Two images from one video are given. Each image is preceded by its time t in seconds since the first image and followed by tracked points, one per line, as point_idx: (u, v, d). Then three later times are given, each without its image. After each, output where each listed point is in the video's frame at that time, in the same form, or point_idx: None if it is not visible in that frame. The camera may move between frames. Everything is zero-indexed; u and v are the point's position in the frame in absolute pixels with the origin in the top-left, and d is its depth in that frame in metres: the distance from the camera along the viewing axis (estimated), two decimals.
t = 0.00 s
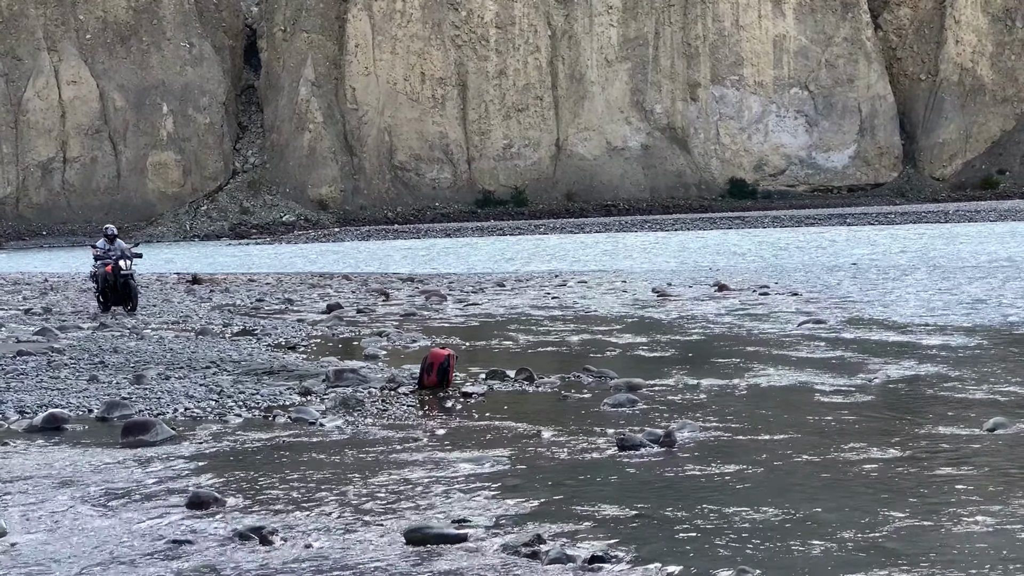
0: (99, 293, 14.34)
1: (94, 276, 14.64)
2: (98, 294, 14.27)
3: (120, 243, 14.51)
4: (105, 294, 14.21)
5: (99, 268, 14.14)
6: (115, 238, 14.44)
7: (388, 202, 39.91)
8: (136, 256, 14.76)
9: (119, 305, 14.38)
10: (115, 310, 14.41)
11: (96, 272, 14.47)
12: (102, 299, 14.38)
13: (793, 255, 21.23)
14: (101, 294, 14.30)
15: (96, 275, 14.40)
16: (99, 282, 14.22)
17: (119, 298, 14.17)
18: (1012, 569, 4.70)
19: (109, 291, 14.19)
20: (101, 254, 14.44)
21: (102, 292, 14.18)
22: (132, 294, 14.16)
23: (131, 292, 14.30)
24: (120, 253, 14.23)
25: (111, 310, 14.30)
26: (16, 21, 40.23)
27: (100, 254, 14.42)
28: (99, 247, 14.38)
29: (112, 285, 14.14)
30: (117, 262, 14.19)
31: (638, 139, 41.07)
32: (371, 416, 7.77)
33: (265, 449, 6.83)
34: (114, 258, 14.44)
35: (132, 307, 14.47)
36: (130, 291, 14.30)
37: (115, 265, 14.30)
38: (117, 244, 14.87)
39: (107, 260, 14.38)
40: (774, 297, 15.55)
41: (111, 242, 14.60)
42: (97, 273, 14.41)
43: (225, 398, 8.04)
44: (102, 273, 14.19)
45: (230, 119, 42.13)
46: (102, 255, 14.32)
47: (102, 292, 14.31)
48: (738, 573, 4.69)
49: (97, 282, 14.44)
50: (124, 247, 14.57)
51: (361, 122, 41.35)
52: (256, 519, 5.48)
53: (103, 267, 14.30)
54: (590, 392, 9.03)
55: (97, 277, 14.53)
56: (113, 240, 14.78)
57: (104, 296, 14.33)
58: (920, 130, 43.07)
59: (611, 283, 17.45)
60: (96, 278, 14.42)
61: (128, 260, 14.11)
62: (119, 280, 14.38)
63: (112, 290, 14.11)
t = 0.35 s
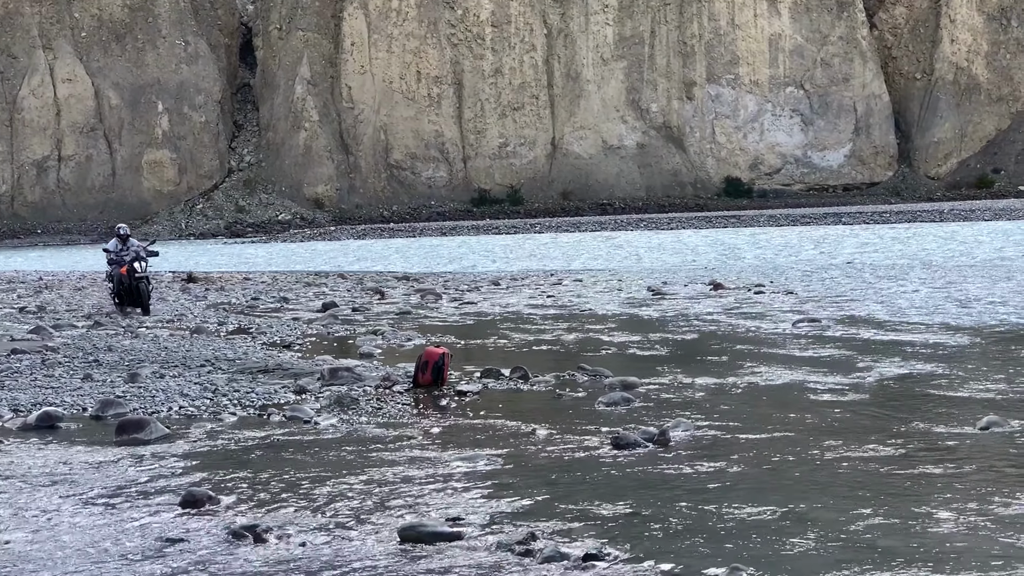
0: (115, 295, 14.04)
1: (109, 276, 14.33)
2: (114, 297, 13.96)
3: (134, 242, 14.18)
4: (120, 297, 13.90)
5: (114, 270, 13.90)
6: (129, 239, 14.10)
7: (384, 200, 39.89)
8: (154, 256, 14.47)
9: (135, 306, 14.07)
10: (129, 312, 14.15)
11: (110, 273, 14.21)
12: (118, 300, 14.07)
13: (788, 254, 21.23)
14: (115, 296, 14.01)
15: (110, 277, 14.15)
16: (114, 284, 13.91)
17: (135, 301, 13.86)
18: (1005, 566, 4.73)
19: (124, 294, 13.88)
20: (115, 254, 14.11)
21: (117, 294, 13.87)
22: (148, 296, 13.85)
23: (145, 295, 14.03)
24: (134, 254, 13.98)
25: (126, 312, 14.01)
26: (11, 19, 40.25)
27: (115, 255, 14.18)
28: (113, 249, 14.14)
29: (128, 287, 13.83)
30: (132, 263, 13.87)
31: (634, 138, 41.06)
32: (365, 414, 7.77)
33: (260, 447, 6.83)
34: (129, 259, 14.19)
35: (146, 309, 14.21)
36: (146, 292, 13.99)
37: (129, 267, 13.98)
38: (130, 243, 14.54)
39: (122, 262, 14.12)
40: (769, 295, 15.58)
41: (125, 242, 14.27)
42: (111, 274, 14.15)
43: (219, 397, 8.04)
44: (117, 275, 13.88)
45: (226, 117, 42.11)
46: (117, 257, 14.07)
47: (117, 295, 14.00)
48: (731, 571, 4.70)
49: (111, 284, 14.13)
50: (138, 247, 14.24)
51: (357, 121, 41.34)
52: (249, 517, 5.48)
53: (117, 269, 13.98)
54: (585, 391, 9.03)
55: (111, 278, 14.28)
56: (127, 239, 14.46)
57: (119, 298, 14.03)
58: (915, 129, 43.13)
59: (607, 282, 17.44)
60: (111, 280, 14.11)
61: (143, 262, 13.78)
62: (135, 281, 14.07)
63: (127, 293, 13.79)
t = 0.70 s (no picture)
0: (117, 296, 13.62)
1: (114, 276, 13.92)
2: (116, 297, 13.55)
3: (139, 240, 13.75)
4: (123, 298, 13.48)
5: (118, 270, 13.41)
6: (134, 236, 13.66)
7: (371, 200, 39.88)
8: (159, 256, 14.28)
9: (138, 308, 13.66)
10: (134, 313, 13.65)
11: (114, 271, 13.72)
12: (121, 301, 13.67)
13: (774, 254, 21.29)
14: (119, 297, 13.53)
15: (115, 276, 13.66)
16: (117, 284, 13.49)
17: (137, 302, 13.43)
18: (986, 565, 4.77)
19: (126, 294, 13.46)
20: (119, 253, 13.70)
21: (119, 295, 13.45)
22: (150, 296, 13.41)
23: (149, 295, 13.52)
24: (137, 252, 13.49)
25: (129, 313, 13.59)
26: None
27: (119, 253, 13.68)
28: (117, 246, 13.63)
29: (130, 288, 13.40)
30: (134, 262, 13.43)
31: (621, 138, 41.11)
32: (351, 414, 7.78)
33: (246, 447, 6.84)
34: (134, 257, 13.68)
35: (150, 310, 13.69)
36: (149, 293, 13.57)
37: (132, 266, 13.55)
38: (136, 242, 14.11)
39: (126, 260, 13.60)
40: (755, 295, 15.64)
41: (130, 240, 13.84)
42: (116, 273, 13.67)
43: (206, 396, 8.05)
44: (119, 274, 13.45)
45: (213, 117, 42.03)
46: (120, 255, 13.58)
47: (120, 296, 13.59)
48: (716, 570, 4.73)
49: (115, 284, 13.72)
50: (143, 245, 13.82)
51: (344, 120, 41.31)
52: (234, 517, 5.48)
53: (121, 268, 13.56)
54: (571, 390, 9.06)
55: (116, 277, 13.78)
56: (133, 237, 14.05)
57: (122, 299, 13.62)
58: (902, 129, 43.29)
59: (594, 281, 17.48)
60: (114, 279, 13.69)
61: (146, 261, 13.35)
62: (138, 282, 13.65)
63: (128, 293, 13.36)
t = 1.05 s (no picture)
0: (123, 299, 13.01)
1: (120, 278, 13.33)
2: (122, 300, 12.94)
3: (148, 242, 13.16)
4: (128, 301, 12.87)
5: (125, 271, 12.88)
6: (143, 237, 13.16)
7: (359, 201, 39.89)
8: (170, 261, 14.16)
9: (144, 312, 13.06)
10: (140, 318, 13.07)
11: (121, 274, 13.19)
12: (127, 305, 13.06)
13: (762, 256, 21.36)
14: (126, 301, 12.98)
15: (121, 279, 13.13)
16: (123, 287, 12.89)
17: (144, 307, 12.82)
18: (972, 563, 4.81)
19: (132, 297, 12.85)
20: (127, 255, 13.12)
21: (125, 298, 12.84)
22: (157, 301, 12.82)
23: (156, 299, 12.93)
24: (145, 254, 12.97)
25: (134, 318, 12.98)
26: None
27: (128, 256, 13.16)
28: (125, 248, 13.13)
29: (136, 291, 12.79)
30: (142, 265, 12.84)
31: (609, 139, 41.14)
32: (340, 414, 7.80)
33: (234, 447, 6.86)
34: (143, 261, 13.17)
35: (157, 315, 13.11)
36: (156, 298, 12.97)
37: (140, 268, 12.97)
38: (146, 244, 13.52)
39: (134, 263, 13.07)
40: (743, 296, 15.69)
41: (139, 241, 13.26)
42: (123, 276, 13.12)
43: (194, 398, 8.04)
44: (126, 276, 12.86)
45: (202, 118, 41.96)
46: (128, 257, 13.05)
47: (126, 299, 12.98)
48: (704, 570, 4.76)
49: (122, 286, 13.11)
50: (152, 248, 13.24)
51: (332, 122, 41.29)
52: (224, 518, 5.50)
53: (128, 269, 12.96)
54: (560, 391, 9.09)
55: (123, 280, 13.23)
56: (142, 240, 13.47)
57: (128, 302, 13.01)
58: (889, 131, 43.44)
59: (582, 282, 17.52)
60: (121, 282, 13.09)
61: (154, 263, 12.76)
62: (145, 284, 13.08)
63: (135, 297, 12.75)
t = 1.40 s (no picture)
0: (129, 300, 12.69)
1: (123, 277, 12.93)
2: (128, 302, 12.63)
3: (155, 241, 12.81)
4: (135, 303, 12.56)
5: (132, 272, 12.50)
6: (150, 237, 12.78)
7: (347, 199, 39.86)
8: (178, 261, 14.13)
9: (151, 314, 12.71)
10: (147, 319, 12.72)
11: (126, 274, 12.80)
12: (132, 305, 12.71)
13: (749, 254, 21.41)
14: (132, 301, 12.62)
15: (127, 278, 12.74)
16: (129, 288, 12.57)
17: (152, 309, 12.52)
18: (958, 560, 4.84)
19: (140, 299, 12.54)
20: (133, 254, 12.73)
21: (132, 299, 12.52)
22: (166, 303, 12.54)
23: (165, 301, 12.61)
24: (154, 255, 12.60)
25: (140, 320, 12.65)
26: None
27: (134, 255, 12.77)
28: (131, 247, 12.73)
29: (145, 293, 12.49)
30: (150, 265, 12.52)
31: (597, 138, 41.17)
32: (327, 413, 7.79)
33: (220, 446, 6.85)
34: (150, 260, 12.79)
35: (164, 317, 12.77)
36: (163, 299, 12.69)
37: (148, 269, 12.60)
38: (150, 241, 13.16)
39: (141, 263, 12.68)
40: (730, 294, 15.73)
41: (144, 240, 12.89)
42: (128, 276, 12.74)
43: (181, 396, 8.03)
44: (132, 278, 12.53)
45: (188, 116, 41.84)
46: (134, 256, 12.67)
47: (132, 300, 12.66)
48: (691, 568, 4.77)
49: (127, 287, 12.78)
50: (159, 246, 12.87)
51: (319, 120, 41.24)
52: (210, 516, 5.50)
53: (134, 270, 12.62)
54: (547, 389, 9.11)
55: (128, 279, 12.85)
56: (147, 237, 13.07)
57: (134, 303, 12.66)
58: (875, 129, 43.58)
59: (569, 281, 17.55)
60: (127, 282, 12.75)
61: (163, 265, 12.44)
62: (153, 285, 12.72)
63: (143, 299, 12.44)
